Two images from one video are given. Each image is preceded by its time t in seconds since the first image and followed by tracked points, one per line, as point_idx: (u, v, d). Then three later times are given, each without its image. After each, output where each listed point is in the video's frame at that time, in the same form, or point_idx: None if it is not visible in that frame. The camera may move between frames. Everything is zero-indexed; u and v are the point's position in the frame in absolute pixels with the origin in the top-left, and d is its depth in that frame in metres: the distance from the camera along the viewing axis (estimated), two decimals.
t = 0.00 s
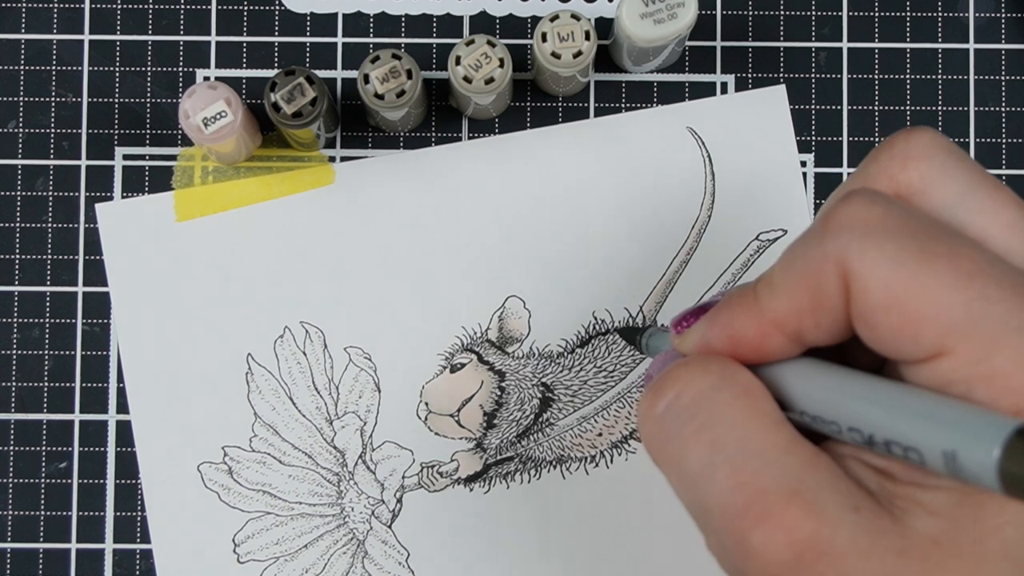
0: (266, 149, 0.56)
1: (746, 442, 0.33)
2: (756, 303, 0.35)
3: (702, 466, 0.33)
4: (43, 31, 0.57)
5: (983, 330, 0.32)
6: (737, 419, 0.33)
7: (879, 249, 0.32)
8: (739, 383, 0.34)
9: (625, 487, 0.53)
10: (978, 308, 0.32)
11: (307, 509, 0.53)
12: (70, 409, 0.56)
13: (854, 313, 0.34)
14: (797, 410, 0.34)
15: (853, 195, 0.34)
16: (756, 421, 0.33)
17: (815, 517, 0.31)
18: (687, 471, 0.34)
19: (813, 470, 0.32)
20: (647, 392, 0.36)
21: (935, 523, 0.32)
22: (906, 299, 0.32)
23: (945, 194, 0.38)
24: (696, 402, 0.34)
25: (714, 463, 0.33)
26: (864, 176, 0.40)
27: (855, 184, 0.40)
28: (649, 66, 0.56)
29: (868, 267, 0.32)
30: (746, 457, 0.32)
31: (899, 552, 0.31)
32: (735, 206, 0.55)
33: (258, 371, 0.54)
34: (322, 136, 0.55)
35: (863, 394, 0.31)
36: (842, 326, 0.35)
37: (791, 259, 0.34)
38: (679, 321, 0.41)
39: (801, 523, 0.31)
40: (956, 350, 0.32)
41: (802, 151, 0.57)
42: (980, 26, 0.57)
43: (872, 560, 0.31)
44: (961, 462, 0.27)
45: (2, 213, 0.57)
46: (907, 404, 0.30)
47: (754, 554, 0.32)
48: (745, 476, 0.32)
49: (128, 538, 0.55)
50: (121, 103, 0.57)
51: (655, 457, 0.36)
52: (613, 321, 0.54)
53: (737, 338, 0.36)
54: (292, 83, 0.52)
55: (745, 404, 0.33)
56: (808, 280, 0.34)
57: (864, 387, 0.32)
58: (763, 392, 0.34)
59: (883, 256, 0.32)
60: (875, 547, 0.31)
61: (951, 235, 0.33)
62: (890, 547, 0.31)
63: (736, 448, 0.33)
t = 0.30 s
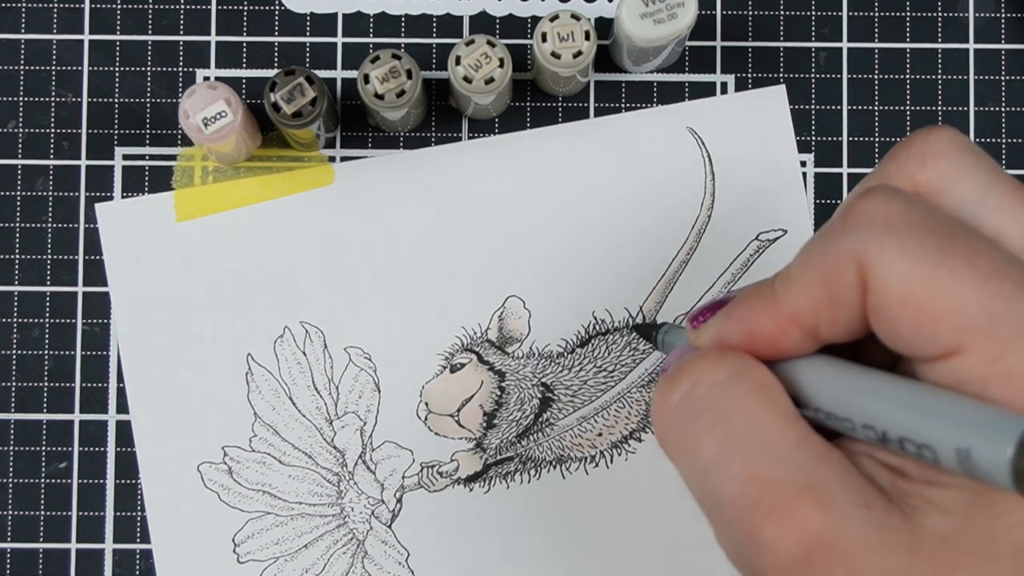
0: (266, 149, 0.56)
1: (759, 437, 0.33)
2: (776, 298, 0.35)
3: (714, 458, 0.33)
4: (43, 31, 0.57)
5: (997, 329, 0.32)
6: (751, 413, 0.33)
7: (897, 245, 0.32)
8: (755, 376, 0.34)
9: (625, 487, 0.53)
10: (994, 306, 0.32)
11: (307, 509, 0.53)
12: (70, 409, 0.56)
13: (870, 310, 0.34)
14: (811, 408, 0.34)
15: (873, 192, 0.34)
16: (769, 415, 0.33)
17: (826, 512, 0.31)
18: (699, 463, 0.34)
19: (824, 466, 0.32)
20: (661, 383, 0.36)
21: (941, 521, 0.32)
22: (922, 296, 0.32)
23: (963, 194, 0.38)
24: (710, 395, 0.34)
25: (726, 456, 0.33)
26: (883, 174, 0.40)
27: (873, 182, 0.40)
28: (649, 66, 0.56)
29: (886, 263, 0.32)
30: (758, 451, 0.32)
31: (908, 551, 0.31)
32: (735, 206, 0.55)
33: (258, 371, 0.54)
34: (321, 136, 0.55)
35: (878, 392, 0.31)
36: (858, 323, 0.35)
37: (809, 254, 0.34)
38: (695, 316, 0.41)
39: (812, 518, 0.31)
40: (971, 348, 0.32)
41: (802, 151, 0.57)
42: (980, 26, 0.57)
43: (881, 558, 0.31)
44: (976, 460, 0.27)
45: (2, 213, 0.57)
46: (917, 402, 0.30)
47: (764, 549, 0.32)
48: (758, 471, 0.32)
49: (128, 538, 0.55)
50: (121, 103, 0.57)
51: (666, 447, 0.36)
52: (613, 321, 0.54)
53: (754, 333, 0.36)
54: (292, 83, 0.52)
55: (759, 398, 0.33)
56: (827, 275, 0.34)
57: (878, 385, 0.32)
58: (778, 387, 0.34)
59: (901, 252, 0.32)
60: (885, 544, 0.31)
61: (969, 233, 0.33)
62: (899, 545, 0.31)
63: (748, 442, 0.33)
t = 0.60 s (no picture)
0: (266, 149, 0.56)
1: (763, 437, 0.33)
2: (782, 300, 0.35)
3: (717, 458, 0.33)
4: (43, 30, 0.57)
5: (1004, 336, 0.32)
6: (756, 413, 0.33)
7: (903, 249, 0.32)
8: (761, 377, 0.34)
9: (625, 487, 0.53)
10: (1000, 313, 0.32)
11: (307, 509, 0.53)
12: (70, 409, 0.56)
13: (876, 313, 0.34)
14: (816, 410, 0.34)
15: (880, 196, 0.34)
16: (773, 416, 0.33)
17: (828, 514, 0.31)
18: (702, 461, 0.34)
19: (827, 467, 0.32)
20: (666, 380, 0.36)
21: (944, 526, 0.32)
22: (928, 300, 0.32)
23: (969, 198, 0.38)
24: (715, 393, 0.34)
25: (729, 455, 0.33)
26: (889, 178, 0.40)
27: (880, 185, 0.40)
28: (649, 66, 0.56)
29: (893, 267, 0.32)
30: (762, 451, 0.32)
31: (910, 554, 0.31)
32: (735, 207, 0.55)
33: (258, 371, 0.54)
34: (321, 136, 0.55)
35: (883, 395, 0.32)
36: (863, 326, 0.35)
37: (815, 257, 0.34)
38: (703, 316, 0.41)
39: (814, 519, 0.32)
40: (976, 354, 0.32)
41: (802, 151, 0.57)
42: (980, 26, 0.57)
43: (882, 560, 0.31)
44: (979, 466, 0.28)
45: (2, 213, 0.57)
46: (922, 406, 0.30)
47: (765, 549, 0.33)
48: (761, 471, 0.32)
49: (129, 538, 0.55)
50: (121, 103, 0.57)
51: (669, 444, 0.36)
52: (613, 321, 0.54)
53: (760, 335, 0.36)
54: (292, 82, 0.52)
55: (764, 398, 0.33)
56: (833, 277, 0.34)
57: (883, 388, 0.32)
58: (783, 388, 0.34)
59: (907, 256, 0.32)
60: (886, 547, 0.31)
61: (975, 238, 0.33)
62: (900, 547, 0.31)
63: (752, 442, 0.33)
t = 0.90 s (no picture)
0: (266, 149, 0.56)
1: (780, 442, 0.33)
2: (795, 302, 0.35)
3: (736, 465, 0.33)
4: (43, 30, 0.57)
5: None
6: (772, 419, 0.33)
7: (920, 251, 0.32)
8: (778, 381, 0.34)
9: (625, 487, 0.53)
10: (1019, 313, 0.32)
11: (307, 509, 0.53)
12: (69, 409, 0.56)
13: (894, 315, 0.34)
14: (833, 413, 0.34)
15: (894, 199, 0.34)
16: (791, 421, 0.33)
17: (849, 519, 0.31)
18: (721, 468, 0.34)
19: (847, 471, 0.32)
20: (684, 387, 0.36)
21: (967, 528, 0.32)
22: (945, 302, 0.32)
23: (984, 197, 0.38)
24: (731, 401, 0.34)
25: (748, 462, 0.33)
26: (902, 178, 0.40)
27: (893, 185, 0.40)
28: (649, 66, 0.56)
29: (910, 269, 0.32)
30: (780, 457, 0.32)
31: (931, 556, 0.31)
32: (735, 207, 0.55)
33: (258, 370, 0.54)
34: (322, 136, 0.55)
35: (906, 398, 0.31)
36: (881, 328, 0.35)
37: (830, 259, 0.34)
38: (715, 321, 0.41)
39: (835, 524, 0.32)
40: (996, 357, 0.32)
41: (803, 151, 0.57)
42: (980, 26, 0.57)
43: (903, 563, 0.31)
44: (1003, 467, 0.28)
45: (2, 213, 0.57)
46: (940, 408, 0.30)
47: (787, 553, 0.33)
48: (780, 478, 0.32)
49: (128, 538, 0.55)
50: (121, 103, 0.57)
51: (688, 451, 0.36)
52: (613, 321, 0.54)
53: (775, 338, 0.36)
54: (292, 82, 0.52)
55: (781, 403, 0.33)
56: (849, 280, 0.34)
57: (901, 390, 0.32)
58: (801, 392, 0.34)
59: (924, 258, 0.32)
60: (907, 550, 0.31)
61: (993, 240, 0.33)
62: (922, 550, 0.31)
63: (771, 448, 0.33)
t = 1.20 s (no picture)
0: (266, 149, 0.56)
1: (754, 447, 0.33)
2: (766, 304, 0.35)
3: (711, 470, 0.33)
4: (43, 31, 0.57)
5: (990, 334, 0.32)
6: (745, 423, 0.33)
7: (885, 250, 0.32)
8: (749, 386, 0.34)
9: (625, 487, 0.53)
10: (985, 311, 0.32)
11: (307, 509, 0.53)
12: (69, 409, 0.56)
13: (862, 316, 0.34)
14: (805, 412, 0.34)
15: (860, 199, 0.34)
16: (764, 425, 0.33)
17: (824, 521, 0.31)
18: (695, 475, 0.34)
19: (820, 472, 0.32)
20: (654, 394, 0.36)
21: (938, 526, 0.32)
22: (912, 300, 0.32)
23: (950, 194, 0.38)
24: (703, 407, 0.34)
25: (722, 467, 0.33)
26: (870, 178, 0.40)
27: (861, 185, 0.40)
28: (649, 66, 0.56)
29: (876, 269, 0.32)
30: (754, 461, 0.32)
31: (906, 556, 0.31)
32: (735, 207, 0.55)
33: (258, 370, 0.54)
34: (321, 136, 0.55)
35: (872, 397, 0.31)
36: (848, 327, 0.35)
37: (797, 260, 0.34)
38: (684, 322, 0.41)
39: (810, 527, 0.31)
40: (964, 352, 0.32)
41: (803, 151, 0.57)
42: (980, 26, 0.57)
43: (878, 564, 0.31)
44: (969, 466, 0.27)
45: (2, 213, 0.57)
46: (907, 405, 0.30)
47: (761, 558, 0.32)
48: (754, 481, 0.32)
49: (129, 538, 0.55)
50: (121, 103, 0.57)
51: (662, 459, 0.36)
52: (613, 321, 0.54)
53: (745, 341, 0.36)
54: (292, 83, 0.52)
55: (753, 408, 0.33)
56: (815, 281, 0.34)
57: (870, 389, 0.32)
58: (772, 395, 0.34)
59: (890, 258, 0.32)
60: (881, 551, 0.31)
61: (956, 237, 0.33)
62: (895, 549, 0.31)
63: (744, 452, 0.33)
